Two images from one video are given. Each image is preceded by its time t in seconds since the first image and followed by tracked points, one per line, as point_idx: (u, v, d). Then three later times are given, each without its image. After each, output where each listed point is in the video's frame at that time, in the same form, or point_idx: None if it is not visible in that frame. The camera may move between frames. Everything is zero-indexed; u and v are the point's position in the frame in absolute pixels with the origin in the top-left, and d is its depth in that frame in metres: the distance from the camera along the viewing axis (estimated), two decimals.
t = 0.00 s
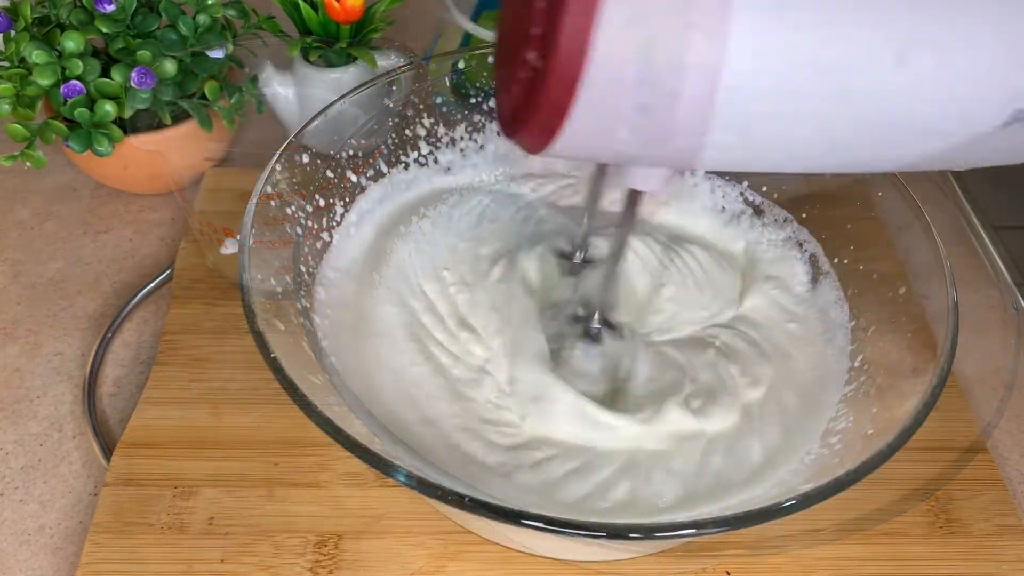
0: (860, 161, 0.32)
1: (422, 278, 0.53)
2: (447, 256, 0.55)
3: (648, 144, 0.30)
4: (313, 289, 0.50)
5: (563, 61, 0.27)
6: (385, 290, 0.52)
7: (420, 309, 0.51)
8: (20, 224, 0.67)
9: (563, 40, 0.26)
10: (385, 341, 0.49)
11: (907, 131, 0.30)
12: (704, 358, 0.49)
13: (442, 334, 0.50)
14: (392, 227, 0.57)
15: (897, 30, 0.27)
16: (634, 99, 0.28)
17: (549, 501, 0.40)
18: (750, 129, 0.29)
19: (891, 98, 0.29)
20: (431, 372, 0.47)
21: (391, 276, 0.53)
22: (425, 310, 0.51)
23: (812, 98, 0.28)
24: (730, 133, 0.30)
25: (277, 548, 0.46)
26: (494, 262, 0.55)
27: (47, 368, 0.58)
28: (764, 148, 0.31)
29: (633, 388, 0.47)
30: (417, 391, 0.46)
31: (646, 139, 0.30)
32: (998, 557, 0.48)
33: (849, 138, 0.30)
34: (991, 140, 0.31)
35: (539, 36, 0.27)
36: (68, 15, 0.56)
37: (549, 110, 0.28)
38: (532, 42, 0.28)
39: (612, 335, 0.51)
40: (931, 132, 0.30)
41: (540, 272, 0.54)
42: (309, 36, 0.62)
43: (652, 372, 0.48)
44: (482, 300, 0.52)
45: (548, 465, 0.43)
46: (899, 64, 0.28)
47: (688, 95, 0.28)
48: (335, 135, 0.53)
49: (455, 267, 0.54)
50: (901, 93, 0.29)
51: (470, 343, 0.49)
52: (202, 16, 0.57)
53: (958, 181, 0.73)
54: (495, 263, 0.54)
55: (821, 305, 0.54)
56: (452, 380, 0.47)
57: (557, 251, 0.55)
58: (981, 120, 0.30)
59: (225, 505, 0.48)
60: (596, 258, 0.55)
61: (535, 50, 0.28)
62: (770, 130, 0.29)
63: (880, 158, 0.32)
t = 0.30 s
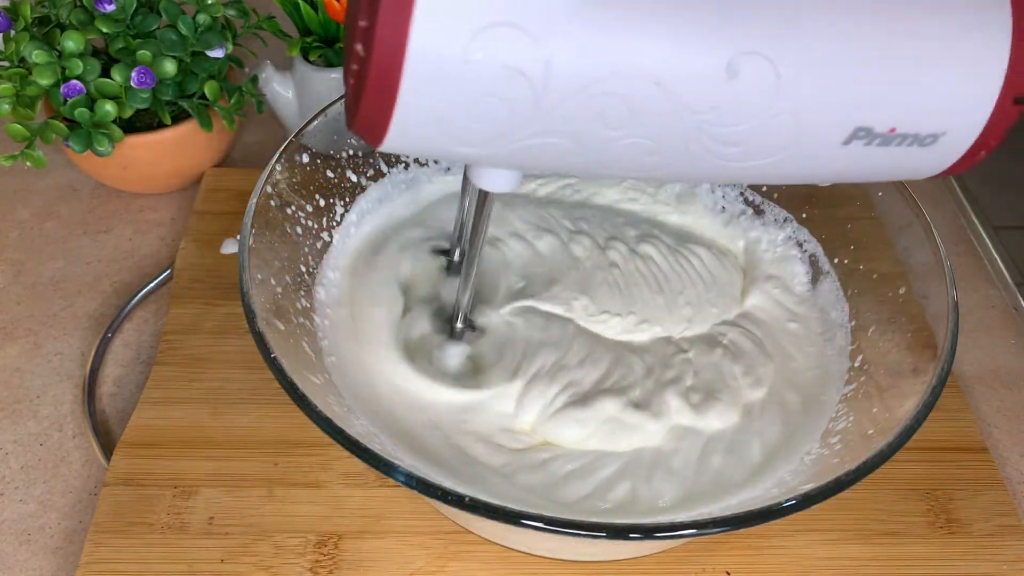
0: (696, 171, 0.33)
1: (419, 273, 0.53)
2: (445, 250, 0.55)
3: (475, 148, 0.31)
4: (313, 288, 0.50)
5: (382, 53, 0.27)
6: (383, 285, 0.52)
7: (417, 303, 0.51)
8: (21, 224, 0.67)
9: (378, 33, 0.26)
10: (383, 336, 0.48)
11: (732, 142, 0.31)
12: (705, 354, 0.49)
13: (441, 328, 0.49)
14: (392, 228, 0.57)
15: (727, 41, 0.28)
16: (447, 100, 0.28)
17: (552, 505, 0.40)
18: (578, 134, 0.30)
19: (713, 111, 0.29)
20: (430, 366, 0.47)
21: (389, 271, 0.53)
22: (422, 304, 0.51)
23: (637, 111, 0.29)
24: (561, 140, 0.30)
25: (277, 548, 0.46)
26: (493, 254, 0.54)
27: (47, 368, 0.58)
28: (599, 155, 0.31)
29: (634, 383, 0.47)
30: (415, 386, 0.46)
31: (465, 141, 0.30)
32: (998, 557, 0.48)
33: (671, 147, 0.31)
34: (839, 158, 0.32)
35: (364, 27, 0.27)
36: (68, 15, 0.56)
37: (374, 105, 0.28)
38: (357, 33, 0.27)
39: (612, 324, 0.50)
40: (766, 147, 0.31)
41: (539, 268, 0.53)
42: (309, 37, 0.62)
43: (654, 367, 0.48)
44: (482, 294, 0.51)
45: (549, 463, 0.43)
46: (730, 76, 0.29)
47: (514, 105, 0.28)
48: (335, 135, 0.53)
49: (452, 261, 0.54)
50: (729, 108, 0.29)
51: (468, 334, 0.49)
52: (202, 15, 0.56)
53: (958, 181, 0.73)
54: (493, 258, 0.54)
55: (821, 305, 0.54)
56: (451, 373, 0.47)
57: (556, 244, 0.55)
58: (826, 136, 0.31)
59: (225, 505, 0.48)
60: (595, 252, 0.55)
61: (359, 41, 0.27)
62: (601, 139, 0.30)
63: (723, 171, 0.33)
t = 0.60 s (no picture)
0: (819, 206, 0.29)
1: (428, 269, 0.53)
2: (451, 245, 0.55)
3: (640, 215, 0.27)
4: (313, 288, 0.50)
5: (550, 138, 0.23)
6: (388, 280, 0.52)
7: (423, 298, 0.51)
8: (21, 224, 0.67)
9: (546, 118, 0.22)
10: (390, 328, 0.49)
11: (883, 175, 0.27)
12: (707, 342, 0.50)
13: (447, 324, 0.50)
14: (394, 226, 0.57)
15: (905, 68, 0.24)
16: (607, 177, 0.25)
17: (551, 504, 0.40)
18: (755, 184, 0.26)
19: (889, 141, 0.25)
20: (436, 360, 0.47)
21: (394, 267, 0.53)
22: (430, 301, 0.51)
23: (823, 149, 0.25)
24: (727, 192, 0.26)
25: (277, 548, 0.46)
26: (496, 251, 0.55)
27: (48, 368, 0.58)
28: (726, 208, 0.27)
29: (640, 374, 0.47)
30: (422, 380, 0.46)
31: (626, 210, 0.27)
32: (999, 557, 0.48)
33: (829, 187, 0.27)
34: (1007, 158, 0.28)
35: (519, 109, 0.23)
36: (68, 15, 0.56)
37: (539, 188, 0.24)
38: (510, 115, 0.24)
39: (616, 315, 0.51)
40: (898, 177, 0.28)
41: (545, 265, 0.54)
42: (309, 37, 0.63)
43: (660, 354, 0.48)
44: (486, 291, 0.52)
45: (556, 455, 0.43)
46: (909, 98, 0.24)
47: (688, 164, 0.25)
48: (334, 135, 0.53)
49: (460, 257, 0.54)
50: (894, 141, 0.25)
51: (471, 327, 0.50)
52: (202, 15, 0.56)
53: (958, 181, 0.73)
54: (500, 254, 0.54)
55: (821, 305, 0.54)
56: (458, 364, 0.47)
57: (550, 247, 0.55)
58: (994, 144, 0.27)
59: (225, 505, 0.48)
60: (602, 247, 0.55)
61: (514, 124, 0.24)
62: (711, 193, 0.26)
63: (868, 198, 0.29)
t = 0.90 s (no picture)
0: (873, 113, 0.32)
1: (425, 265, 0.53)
2: (449, 241, 0.55)
3: (730, 103, 0.30)
4: (313, 288, 0.50)
5: (646, 30, 0.27)
6: (387, 279, 0.52)
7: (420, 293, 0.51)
8: (20, 224, 0.67)
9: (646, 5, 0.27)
10: (388, 324, 0.49)
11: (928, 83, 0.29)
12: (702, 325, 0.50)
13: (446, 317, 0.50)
14: (392, 226, 0.57)
15: None
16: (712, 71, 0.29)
17: (550, 503, 0.40)
18: (821, 79, 0.29)
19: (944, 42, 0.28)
20: (435, 356, 0.47)
21: (391, 265, 0.53)
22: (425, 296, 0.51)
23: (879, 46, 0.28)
24: (801, 84, 0.29)
25: (277, 548, 0.46)
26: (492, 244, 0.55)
27: (47, 368, 0.58)
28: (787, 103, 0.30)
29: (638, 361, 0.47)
30: (423, 379, 0.46)
31: (721, 97, 0.30)
32: (999, 557, 0.48)
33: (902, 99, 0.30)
34: None
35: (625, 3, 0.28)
36: (67, 15, 0.56)
37: (636, 75, 0.29)
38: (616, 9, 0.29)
39: (611, 297, 0.51)
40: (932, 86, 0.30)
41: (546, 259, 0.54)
42: (309, 36, 0.63)
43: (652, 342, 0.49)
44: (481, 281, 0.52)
45: (558, 449, 0.43)
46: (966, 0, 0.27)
47: (770, 53, 0.28)
48: (335, 135, 0.53)
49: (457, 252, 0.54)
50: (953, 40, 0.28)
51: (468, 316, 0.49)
52: (202, 15, 0.56)
53: (958, 181, 0.74)
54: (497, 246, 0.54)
55: (821, 304, 0.54)
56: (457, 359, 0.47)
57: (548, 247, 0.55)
58: None
59: (225, 505, 0.48)
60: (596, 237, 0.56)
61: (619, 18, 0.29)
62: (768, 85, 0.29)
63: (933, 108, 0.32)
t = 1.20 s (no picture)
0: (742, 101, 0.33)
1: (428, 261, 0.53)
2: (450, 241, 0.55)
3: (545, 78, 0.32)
4: (313, 289, 0.50)
5: None
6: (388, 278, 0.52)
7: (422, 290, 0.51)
8: (20, 224, 0.67)
9: None
10: (388, 325, 0.48)
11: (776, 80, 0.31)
12: (701, 322, 0.51)
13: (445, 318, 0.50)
14: (393, 224, 0.57)
15: None
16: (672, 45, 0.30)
17: (552, 503, 0.40)
18: (641, 57, 0.31)
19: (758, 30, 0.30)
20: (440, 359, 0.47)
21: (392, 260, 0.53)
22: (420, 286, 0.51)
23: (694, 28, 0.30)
24: (620, 65, 0.31)
25: (277, 548, 0.46)
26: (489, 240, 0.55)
27: (47, 368, 0.58)
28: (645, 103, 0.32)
29: (643, 358, 0.48)
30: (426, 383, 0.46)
31: (533, 69, 0.31)
32: (999, 557, 0.48)
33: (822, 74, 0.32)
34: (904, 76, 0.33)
35: None
36: (68, 15, 0.56)
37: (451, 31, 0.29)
38: None
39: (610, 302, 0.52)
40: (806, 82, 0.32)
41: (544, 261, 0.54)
42: (309, 36, 0.63)
43: (654, 338, 0.49)
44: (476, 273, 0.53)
45: (562, 449, 0.43)
46: None
47: (575, 28, 0.29)
48: (335, 136, 0.53)
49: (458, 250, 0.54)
50: (774, 29, 0.30)
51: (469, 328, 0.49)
52: (202, 15, 0.56)
53: (958, 182, 0.74)
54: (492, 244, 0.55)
55: (820, 305, 0.54)
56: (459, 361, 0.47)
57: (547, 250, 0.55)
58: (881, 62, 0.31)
59: (225, 505, 0.48)
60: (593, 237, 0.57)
61: None
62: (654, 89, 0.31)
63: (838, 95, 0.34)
